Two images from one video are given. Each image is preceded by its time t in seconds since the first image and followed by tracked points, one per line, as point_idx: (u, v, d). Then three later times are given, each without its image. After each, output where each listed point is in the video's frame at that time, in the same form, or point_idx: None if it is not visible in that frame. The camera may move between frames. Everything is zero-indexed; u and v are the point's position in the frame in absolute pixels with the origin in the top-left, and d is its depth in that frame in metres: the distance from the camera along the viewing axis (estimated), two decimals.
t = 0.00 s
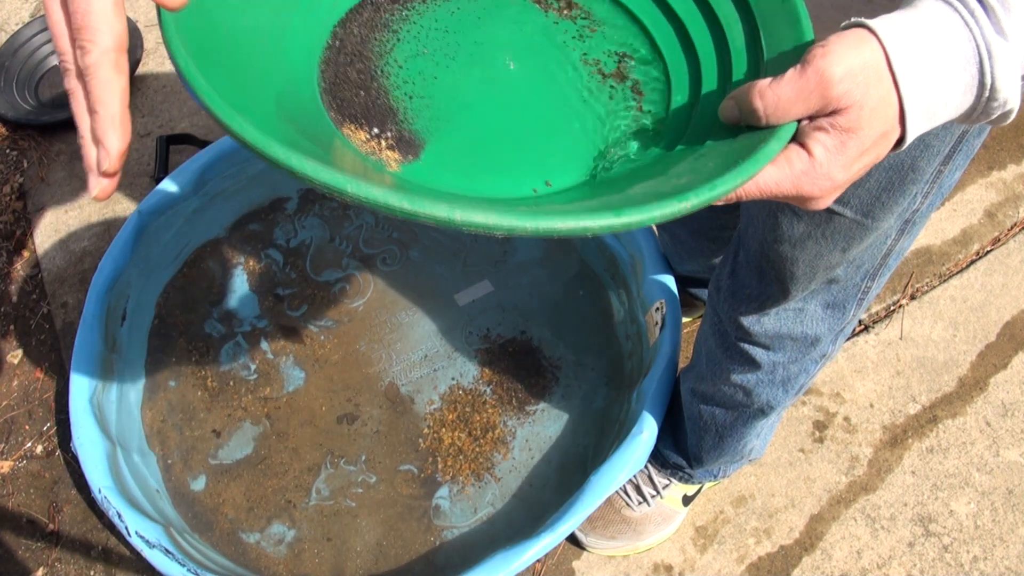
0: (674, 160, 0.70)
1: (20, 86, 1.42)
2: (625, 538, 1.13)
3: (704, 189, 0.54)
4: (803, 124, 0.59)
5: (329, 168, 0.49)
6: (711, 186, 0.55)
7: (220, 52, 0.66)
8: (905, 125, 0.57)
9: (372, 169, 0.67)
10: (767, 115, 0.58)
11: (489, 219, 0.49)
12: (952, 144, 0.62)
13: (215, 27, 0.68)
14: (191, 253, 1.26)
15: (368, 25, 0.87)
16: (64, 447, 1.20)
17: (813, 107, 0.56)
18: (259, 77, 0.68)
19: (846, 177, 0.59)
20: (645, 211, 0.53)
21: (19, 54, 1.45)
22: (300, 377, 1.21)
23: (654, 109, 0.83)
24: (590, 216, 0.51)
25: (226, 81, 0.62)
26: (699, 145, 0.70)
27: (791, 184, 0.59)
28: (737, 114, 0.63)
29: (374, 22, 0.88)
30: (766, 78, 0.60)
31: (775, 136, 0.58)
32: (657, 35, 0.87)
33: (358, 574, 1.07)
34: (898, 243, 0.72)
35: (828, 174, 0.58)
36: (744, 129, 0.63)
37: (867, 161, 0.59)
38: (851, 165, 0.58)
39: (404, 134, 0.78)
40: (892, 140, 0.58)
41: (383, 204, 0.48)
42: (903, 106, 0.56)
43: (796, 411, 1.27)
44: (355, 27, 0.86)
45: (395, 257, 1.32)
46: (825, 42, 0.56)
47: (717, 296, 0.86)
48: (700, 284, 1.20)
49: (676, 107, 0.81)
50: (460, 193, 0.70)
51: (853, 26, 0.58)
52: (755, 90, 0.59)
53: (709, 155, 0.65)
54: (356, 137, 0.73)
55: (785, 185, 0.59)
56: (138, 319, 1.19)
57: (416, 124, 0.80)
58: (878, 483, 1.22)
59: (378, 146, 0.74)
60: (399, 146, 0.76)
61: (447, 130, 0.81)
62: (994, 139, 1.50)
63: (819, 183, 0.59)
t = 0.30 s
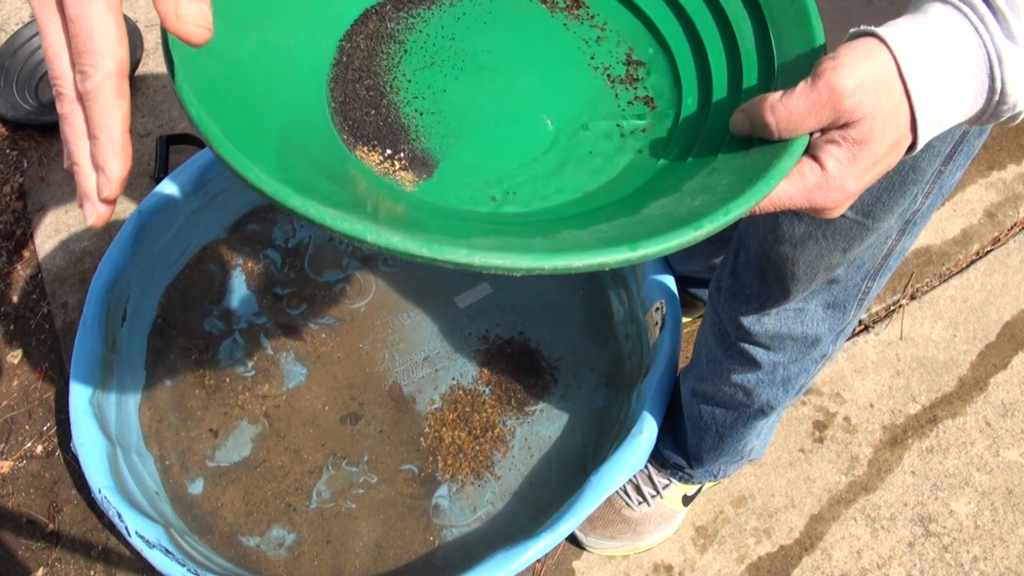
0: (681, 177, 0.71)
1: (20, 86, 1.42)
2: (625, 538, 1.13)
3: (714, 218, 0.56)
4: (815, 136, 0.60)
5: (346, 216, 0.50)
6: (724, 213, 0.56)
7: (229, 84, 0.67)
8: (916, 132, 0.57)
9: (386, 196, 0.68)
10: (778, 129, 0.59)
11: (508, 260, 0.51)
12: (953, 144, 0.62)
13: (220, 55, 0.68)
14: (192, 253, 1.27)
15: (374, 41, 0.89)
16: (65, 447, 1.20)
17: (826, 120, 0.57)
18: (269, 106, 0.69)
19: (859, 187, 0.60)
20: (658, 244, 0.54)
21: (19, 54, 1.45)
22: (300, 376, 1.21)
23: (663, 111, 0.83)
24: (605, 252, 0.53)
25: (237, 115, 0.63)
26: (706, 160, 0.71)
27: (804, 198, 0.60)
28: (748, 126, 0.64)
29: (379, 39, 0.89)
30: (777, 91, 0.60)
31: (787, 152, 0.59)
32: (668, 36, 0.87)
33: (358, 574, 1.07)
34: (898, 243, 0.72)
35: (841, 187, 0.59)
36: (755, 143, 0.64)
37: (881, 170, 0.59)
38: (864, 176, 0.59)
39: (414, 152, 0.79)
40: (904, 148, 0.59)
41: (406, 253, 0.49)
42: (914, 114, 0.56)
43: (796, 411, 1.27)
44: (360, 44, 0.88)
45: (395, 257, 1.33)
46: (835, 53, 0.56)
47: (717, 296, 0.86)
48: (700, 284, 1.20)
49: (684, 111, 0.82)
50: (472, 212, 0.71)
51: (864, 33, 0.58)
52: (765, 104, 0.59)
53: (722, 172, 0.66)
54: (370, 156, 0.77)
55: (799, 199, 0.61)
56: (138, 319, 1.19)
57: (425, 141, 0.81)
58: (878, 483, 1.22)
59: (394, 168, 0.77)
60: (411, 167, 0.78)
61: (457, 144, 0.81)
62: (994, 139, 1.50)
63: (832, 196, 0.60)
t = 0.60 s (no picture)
0: (676, 167, 0.71)
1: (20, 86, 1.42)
2: (624, 538, 1.13)
3: (699, 209, 0.56)
4: (809, 125, 0.59)
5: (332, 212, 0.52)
6: (709, 204, 0.56)
7: (229, 84, 0.68)
8: (913, 120, 0.57)
9: (382, 191, 0.69)
10: (771, 118, 0.59)
11: (489, 253, 0.51)
12: (955, 146, 0.62)
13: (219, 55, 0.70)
14: (191, 253, 1.26)
15: (377, 39, 0.89)
16: (65, 447, 1.20)
17: (818, 108, 0.56)
18: (269, 106, 0.71)
19: (854, 177, 0.59)
20: (641, 236, 0.54)
21: (19, 54, 1.45)
22: (300, 379, 1.21)
23: (662, 105, 0.83)
24: (587, 244, 0.53)
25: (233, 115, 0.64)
26: (701, 149, 0.71)
27: (797, 187, 0.60)
28: (743, 116, 0.63)
29: (382, 36, 0.90)
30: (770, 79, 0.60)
31: (777, 141, 0.59)
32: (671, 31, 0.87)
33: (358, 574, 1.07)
34: (899, 245, 0.72)
35: (835, 177, 0.59)
36: (749, 132, 0.63)
37: (877, 159, 0.59)
38: (859, 165, 0.59)
39: (413, 146, 0.80)
40: (901, 137, 0.58)
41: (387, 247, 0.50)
42: (910, 102, 0.56)
43: (796, 411, 1.27)
44: (364, 40, 0.89)
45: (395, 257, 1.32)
46: (828, 40, 0.56)
47: (718, 296, 0.86)
48: (701, 284, 1.20)
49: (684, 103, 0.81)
50: (467, 205, 0.72)
51: (860, 21, 0.58)
52: (757, 93, 0.59)
53: (713, 162, 0.65)
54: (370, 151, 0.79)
55: (792, 188, 0.60)
56: (138, 319, 1.20)
57: (424, 135, 0.82)
58: (878, 483, 1.22)
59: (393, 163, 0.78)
60: (410, 160, 0.79)
61: (455, 136, 0.82)
62: (995, 139, 1.50)
63: (827, 185, 0.60)
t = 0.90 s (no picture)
0: (672, 148, 0.70)
1: (20, 86, 1.43)
2: (625, 538, 1.13)
3: (687, 172, 0.54)
4: (803, 110, 0.59)
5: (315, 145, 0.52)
6: (697, 168, 0.55)
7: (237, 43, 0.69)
8: (909, 111, 0.56)
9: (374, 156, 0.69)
10: (765, 100, 0.58)
11: (464, 194, 0.51)
12: (957, 146, 0.62)
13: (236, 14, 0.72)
14: (191, 253, 1.26)
15: (390, 27, 0.90)
16: (65, 447, 1.20)
17: (811, 91, 0.56)
18: (275, 73, 0.71)
19: (847, 164, 0.59)
20: (622, 192, 0.53)
21: (19, 54, 1.45)
22: (298, 381, 1.21)
23: (662, 108, 0.82)
24: (564, 195, 0.52)
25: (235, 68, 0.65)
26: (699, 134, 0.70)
27: (788, 170, 0.59)
28: (737, 101, 0.63)
29: (395, 23, 0.91)
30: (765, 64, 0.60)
31: (770, 121, 0.58)
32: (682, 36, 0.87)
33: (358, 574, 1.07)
34: (901, 245, 0.72)
35: (827, 162, 0.58)
36: (743, 116, 0.63)
37: (871, 149, 0.58)
38: (852, 152, 0.58)
39: (411, 123, 0.80)
40: (897, 129, 0.58)
41: (362, 179, 0.50)
42: (906, 92, 0.56)
43: (796, 411, 1.27)
44: (381, 27, 0.90)
45: (396, 257, 1.32)
46: (825, 26, 0.56)
47: (719, 297, 0.86)
48: (701, 284, 1.20)
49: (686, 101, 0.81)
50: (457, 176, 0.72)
51: (859, 12, 0.58)
52: (752, 75, 0.59)
53: (706, 140, 0.64)
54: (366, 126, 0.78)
55: (783, 173, 0.59)
56: (138, 319, 1.20)
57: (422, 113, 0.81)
58: (878, 483, 1.22)
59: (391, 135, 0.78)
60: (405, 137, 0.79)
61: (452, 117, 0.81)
62: (995, 139, 1.50)
63: (818, 171, 0.59)
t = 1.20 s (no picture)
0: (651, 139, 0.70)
1: (20, 85, 1.42)
2: (624, 538, 1.13)
3: (654, 147, 0.56)
4: (783, 104, 0.58)
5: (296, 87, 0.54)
6: (664, 145, 0.56)
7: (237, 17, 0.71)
8: (891, 109, 0.56)
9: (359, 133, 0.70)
10: (744, 92, 0.57)
11: (433, 142, 0.52)
12: (958, 149, 0.62)
13: None
14: (191, 253, 1.26)
15: (392, 18, 0.92)
16: (64, 447, 1.20)
17: (791, 83, 0.56)
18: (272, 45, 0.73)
19: (825, 160, 0.58)
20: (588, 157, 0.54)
21: (19, 54, 1.44)
22: (300, 376, 1.21)
23: (650, 108, 0.82)
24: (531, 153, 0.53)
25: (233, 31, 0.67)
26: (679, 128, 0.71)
27: (767, 162, 0.58)
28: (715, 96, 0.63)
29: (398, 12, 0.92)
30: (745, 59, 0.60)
31: (748, 110, 0.58)
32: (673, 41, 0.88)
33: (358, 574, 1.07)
34: (901, 248, 0.72)
35: (805, 156, 0.58)
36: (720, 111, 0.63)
37: (851, 146, 0.58)
38: (831, 148, 0.57)
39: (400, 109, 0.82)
40: (878, 128, 0.57)
41: (335, 118, 0.52)
42: (887, 91, 0.55)
43: (796, 411, 1.27)
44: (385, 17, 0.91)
45: (395, 256, 1.32)
46: (807, 22, 0.56)
47: (719, 297, 0.86)
48: (701, 284, 1.20)
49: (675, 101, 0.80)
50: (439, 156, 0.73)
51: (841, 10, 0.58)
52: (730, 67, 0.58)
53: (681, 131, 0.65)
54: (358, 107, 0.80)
55: (762, 164, 0.58)
56: (138, 320, 1.20)
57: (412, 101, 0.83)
58: (878, 483, 1.22)
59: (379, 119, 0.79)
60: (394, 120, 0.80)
61: (438, 108, 0.83)
62: (995, 139, 1.50)
63: (796, 164, 0.58)
